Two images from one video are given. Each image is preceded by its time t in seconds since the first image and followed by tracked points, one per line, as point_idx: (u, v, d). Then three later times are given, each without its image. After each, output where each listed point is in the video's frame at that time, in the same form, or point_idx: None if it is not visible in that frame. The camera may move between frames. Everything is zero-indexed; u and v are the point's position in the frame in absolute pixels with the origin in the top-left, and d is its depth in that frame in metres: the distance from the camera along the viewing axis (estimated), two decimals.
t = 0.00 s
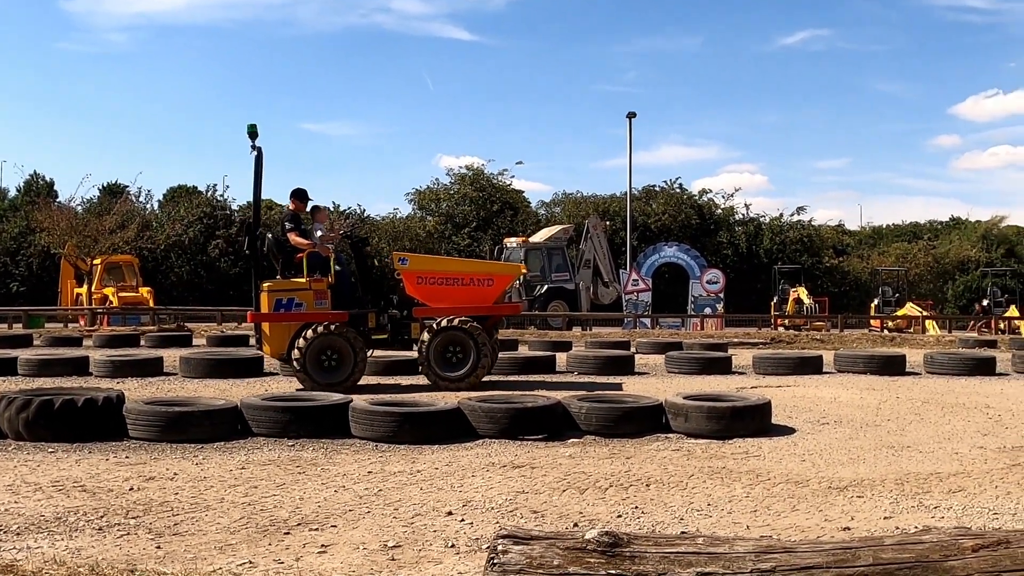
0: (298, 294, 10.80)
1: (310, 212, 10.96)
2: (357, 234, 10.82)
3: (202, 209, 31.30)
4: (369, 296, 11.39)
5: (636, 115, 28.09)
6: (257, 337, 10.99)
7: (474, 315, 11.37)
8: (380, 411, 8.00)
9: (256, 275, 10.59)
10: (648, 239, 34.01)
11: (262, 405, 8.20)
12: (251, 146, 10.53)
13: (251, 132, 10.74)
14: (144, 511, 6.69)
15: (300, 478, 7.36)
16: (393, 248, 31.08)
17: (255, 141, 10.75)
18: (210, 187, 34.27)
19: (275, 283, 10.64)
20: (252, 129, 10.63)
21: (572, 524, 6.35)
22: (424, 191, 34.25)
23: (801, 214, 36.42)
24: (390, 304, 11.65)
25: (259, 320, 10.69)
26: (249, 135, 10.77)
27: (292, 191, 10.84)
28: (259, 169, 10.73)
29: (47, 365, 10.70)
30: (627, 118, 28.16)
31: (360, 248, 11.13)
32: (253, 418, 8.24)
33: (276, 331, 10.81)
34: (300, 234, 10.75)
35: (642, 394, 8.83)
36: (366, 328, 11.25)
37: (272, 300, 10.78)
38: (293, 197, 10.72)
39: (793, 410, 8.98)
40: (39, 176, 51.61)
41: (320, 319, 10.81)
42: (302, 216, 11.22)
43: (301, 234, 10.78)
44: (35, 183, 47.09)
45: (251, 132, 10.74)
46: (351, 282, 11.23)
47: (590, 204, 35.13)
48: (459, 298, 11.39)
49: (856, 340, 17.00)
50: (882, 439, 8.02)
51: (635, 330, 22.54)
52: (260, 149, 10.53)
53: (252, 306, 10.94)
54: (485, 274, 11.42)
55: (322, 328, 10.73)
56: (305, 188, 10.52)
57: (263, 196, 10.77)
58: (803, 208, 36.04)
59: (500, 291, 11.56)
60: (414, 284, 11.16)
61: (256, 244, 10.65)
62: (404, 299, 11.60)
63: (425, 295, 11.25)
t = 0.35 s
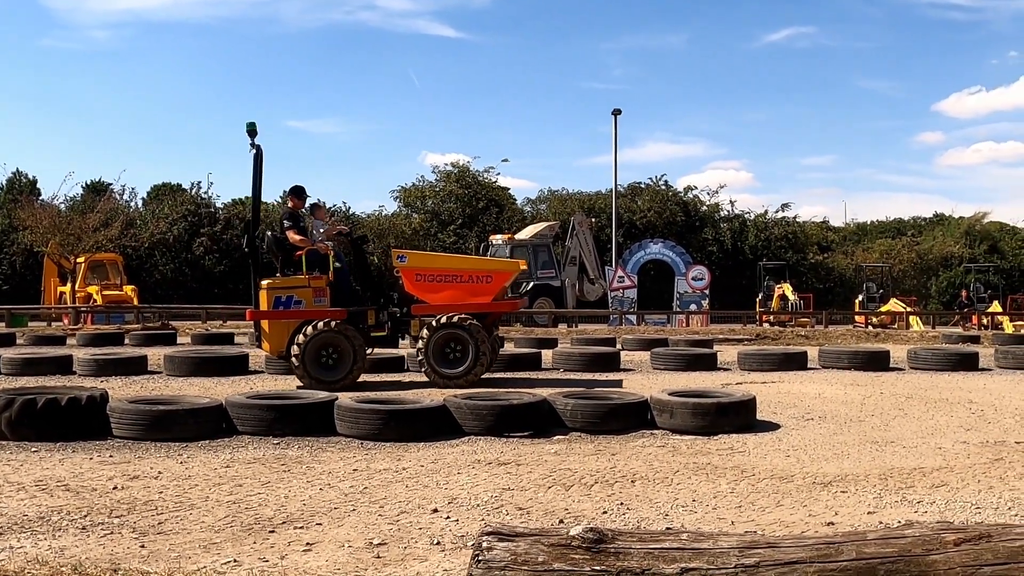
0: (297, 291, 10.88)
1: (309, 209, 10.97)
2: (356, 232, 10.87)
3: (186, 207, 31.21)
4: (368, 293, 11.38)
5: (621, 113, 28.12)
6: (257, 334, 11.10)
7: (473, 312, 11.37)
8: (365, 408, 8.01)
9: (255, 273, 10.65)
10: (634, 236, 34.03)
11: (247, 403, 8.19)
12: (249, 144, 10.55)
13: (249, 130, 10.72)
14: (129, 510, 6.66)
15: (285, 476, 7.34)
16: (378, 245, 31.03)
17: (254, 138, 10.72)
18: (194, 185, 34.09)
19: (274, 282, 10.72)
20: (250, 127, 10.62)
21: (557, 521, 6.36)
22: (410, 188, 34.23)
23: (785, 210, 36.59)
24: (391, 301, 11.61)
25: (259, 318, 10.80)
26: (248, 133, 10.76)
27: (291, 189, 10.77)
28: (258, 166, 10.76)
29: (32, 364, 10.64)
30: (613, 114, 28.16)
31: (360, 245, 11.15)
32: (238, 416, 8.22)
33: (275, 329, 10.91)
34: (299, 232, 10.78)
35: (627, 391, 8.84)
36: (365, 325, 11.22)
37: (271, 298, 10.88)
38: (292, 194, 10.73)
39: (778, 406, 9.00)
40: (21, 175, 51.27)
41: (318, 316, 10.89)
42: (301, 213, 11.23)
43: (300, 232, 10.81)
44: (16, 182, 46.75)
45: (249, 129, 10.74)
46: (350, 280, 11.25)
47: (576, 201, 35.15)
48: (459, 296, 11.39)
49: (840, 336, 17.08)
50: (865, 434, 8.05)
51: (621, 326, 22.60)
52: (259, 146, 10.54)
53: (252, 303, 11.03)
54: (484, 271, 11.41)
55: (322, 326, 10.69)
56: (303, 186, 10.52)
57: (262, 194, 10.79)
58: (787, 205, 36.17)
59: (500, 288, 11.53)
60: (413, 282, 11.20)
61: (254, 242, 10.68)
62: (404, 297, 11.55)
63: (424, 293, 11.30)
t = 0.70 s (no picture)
0: (305, 293, 10.88)
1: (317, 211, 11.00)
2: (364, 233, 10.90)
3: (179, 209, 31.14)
4: (375, 295, 11.38)
5: (614, 113, 28.16)
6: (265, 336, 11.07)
7: (480, 313, 11.33)
8: (359, 410, 8.01)
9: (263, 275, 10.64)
10: (628, 237, 34.04)
11: (240, 405, 8.18)
12: (259, 146, 10.59)
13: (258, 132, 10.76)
14: (122, 513, 6.64)
15: (279, 478, 7.33)
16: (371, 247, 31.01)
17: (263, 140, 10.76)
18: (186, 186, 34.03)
19: (283, 283, 10.71)
20: (259, 130, 10.69)
21: (552, 522, 6.36)
22: (404, 190, 34.26)
23: (778, 210, 36.67)
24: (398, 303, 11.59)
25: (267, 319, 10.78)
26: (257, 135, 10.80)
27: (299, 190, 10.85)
28: (267, 168, 10.79)
29: (26, 366, 10.61)
30: (606, 115, 28.20)
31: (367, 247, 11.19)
32: (232, 419, 8.21)
33: (284, 330, 10.90)
34: (307, 233, 10.79)
35: (622, 392, 8.85)
36: (374, 326, 11.20)
37: (279, 300, 10.87)
38: (301, 196, 10.77)
39: (771, 407, 9.02)
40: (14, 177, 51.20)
41: (326, 317, 10.89)
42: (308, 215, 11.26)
43: (308, 233, 10.82)
44: (9, 184, 46.65)
45: (258, 131, 10.79)
46: (358, 282, 11.27)
47: (570, 202, 35.19)
48: (466, 297, 11.37)
49: (833, 336, 17.13)
50: (859, 434, 8.07)
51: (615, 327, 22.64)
52: (269, 148, 10.60)
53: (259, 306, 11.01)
54: (492, 272, 11.39)
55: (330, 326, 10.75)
56: (313, 187, 10.56)
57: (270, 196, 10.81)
58: (780, 206, 36.29)
59: (508, 290, 11.49)
60: (420, 282, 11.23)
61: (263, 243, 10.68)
62: (412, 298, 11.52)
63: (433, 294, 11.33)
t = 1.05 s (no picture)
0: (305, 288, 10.88)
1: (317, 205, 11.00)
2: (364, 227, 10.88)
3: (163, 204, 30.99)
4: (376, 290, 11.41)
5: (600, 107, 28.09)
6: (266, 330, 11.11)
7: (478, 306, 11.25)
8: (345, 404, 8.01)
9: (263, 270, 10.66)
10: (614, 230, 34.02)
11: (224, 401, 8.16)
12: (258, 141, 10.60)
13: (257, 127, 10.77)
14: (107, 509, 6.62)
15: (264, 473, 7.32)
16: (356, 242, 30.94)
17: (262, 135, 10.77)
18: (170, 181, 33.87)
19: (282, 278, 10.73)
20: (258, 124, 10.70)
21: (538, 514, 6.36)
22: (389, 184, 34.20)
23: (763, 203, 36.75)
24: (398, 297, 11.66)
25: (267, 314, 10.81)
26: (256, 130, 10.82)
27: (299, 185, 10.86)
28: (266, 163, 10.81)
29: (13, 363, 10.57)
30: (591, 110, 28.12)
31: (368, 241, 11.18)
32: (217, 413, 8.20)
33: (284, 325, 10.92)
34: (307, 227, 10.79)
35: (607, 385, 8.85)
36: (374, 320, 11.23)
37: (279, 295, 10.90)
38: (300, 190, 10.77)
39: (756, 398, 9.05)
40: None
41: (326, 312, 10.89)
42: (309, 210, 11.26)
43: (308, 227, 10.83)
44: None
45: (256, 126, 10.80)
46: (359, 276, 11.28)
47: (555, 195, 35.18)
48: (465, 290, 11.28)
49: (819, 328, 17.18)
50: (844, 426, 8.09)
51: (601, 321, 22.69)
52: (268, 143, 10.62)
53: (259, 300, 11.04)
54: (490, 265, 11.28)
55: (330, 320, 10.72)
56: (312, 181, 10.57)
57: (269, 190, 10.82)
58: (766, 198, 36.34)
59: (507, 283, 11.40)
60: (420, 276, 11.16)
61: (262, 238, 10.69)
62: (412, 292, 11.60)
63: (432, 288, 11.24)
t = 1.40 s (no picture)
0: (299, 288, 10.83)
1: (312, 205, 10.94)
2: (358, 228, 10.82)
3: (140, 205, 30.73)
4: (370, 290, 11.34)
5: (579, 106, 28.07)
6: (260, 331, 11.07)
7: (471, 306, 11.20)
8: (324, 405, 7.98)
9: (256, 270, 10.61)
10: (593, 229, 34.02)
11: (203, 403, 8.12)
12: (252, 141, 10.53)
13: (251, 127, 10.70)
14: (85, 513, 6.57)
15: (244, 475, 7.29)
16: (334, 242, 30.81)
17: (255, 135, 10.69)
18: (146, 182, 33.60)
19: (275, 278, 10.68)
20: (252, 124, 10.63)
21: (518, 513, 6.36)
22: (367, 184, 34.09)
23: (742, 201, 36.86)
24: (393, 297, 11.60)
25: (260, 314, 10.76)
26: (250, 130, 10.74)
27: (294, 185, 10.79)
28: (260, 163, 10.75)
29: None
30: (569, 109, 28.09)
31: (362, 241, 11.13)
32: (195, 416, 8.15)
33: (277, 325, 10.88)
34: (301, 228, 10.74)
35: (587, 384, 8.87)
36: (367, 321, 11.18)
37: (273, 295, 10.85)
38: (295, 190, 10.70)
39: (735, 396, 9.08)
40: None
41: (320, 312, 10.86)
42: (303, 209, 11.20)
43: (302, 228, 10.78)
44: None
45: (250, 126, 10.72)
46: (353, 276, 11.23)
47: (534, 194, 35.16)
48: (459, 290, 11.24)
49: (797, 325, 17.25)
50: (822, 422, 8.14)
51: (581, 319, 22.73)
52: (261, 143, 10.55)
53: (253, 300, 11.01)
54: (484, 265, 11.22)
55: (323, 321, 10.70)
56: (306, 181, 10.51)
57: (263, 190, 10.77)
58: (744, 196, 36.48)
59: (502, 282, 11.31)
60: (413, 276, 11.17)
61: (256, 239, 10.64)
62: (406, 292, 11.53)
63: (425, 287, 11.25)
